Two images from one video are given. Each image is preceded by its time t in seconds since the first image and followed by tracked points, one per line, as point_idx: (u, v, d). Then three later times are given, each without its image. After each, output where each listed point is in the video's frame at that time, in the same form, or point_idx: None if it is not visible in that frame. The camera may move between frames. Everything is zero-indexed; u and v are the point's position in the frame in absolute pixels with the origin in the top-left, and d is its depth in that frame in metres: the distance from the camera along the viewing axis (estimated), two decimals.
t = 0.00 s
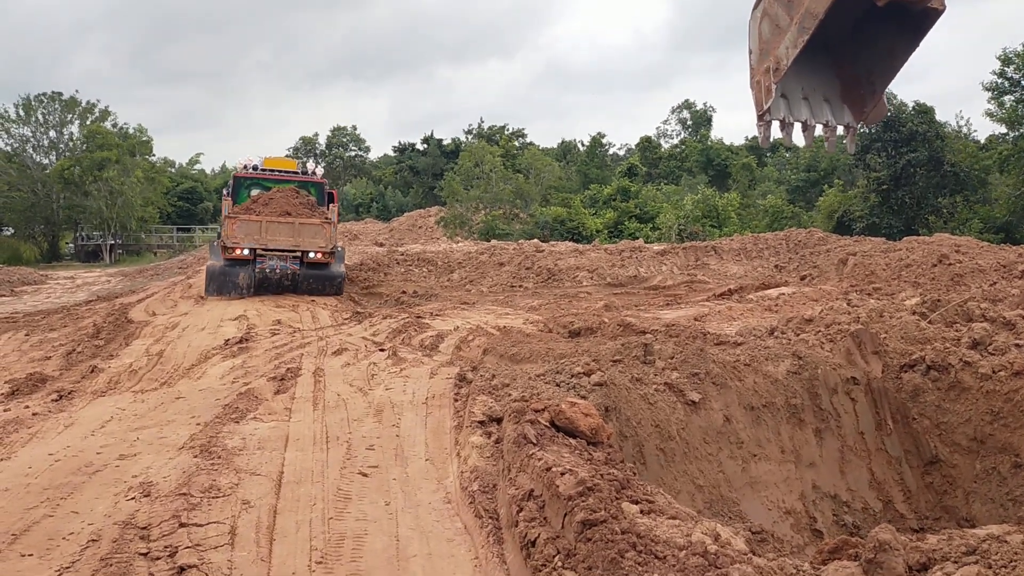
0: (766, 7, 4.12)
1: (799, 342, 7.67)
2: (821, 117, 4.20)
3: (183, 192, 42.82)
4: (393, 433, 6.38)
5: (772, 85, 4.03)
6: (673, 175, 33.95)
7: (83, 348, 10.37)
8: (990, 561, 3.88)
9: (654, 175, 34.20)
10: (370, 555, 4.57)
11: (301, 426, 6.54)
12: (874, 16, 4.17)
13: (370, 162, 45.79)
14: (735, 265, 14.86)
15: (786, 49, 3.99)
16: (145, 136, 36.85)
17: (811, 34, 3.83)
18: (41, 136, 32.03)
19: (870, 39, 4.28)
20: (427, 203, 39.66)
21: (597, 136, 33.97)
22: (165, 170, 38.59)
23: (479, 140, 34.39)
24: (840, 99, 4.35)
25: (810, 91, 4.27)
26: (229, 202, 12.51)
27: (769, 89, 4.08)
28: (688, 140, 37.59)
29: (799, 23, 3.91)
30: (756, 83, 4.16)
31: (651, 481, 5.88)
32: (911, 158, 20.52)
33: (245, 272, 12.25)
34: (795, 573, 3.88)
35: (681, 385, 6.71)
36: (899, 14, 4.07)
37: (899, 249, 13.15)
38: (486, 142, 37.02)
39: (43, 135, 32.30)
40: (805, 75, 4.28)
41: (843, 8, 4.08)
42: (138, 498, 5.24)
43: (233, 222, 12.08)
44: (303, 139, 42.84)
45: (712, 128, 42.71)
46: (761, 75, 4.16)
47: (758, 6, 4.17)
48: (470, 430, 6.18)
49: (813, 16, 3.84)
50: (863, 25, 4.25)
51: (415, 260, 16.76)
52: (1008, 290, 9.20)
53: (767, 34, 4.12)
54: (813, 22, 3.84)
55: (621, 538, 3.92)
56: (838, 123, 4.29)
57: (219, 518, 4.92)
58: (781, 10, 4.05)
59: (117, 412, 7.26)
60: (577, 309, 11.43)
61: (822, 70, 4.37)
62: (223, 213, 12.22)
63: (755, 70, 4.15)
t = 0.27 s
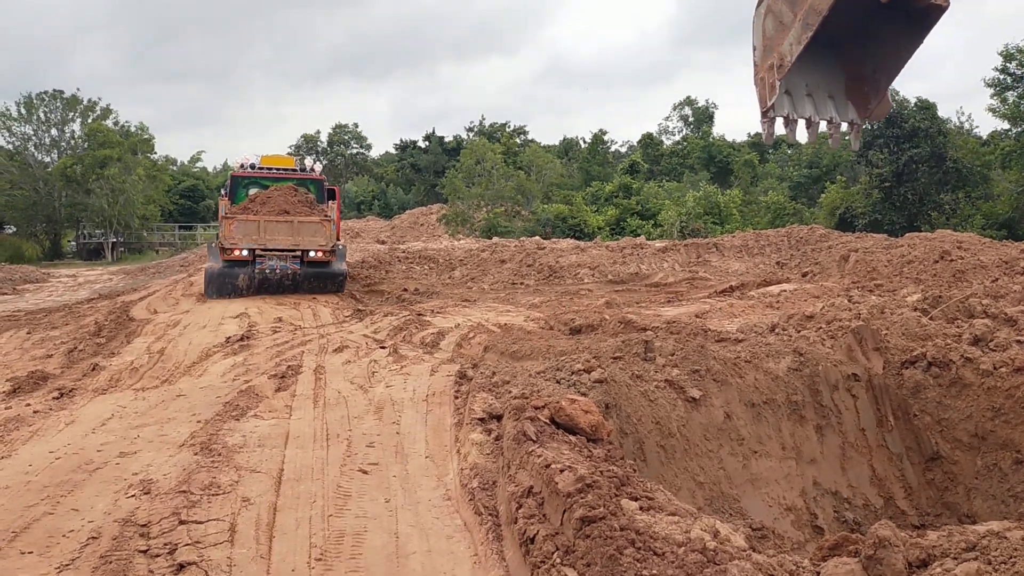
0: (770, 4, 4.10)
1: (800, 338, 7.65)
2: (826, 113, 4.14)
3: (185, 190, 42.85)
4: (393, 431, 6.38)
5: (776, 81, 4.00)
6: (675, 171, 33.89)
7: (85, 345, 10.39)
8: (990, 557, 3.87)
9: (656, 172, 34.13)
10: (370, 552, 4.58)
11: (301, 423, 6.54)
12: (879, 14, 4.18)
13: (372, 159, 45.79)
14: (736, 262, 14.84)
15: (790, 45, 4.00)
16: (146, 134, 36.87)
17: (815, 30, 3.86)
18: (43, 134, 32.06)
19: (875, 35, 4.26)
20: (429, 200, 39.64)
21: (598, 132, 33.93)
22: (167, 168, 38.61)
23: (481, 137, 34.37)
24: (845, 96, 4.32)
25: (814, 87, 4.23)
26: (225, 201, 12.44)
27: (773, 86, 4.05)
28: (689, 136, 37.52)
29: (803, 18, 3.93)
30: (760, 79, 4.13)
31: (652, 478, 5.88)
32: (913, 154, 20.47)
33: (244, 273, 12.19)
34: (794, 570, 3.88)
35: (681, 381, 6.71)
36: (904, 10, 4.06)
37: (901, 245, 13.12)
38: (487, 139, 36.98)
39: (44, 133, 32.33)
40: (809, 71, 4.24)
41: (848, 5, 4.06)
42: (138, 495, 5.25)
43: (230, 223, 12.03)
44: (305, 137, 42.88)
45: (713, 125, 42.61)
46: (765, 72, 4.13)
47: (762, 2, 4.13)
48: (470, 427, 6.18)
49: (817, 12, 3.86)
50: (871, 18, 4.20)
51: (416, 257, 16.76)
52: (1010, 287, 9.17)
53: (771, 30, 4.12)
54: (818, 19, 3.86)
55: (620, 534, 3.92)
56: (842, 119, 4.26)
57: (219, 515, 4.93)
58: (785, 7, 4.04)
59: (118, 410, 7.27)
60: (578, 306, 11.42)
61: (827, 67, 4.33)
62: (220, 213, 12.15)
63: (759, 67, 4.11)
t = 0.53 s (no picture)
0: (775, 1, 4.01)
1: (803, 336, 7.64)
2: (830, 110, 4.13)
3: (187, 188, 42.90)
4: (395, 429, 6.38)
5: (780, 78, 3.92)
6: (678, 169, 33.83)
7: (87, 345, 10.40)
8: (993, 555, 3.86)
9: (658, 169, 34.07)
10: (371, 551, 4.57)
11: (303, 422, 6.54)
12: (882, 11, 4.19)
13: (374, 158, 45.80)
14: (739, 260, 14.81)
15: (794, 42, 3.88)
16: (148, 133, 36.91)
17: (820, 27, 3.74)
18: (45, 133, 32.10)
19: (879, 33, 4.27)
20: (431, 198, 39.64)
21: (601, 130, 33.89)
22: (169, 167, 38.65)
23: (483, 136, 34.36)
24: (850, 93, 4.31)
25: (819, 84, 4.23)
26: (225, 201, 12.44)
27: (777, 84, 3.98)
28: (692, 134, 37.46)
29: (807, 16, 3.82)
30: (765, 77, 4.05)
31: (654, 476, 5.87)
32: (916, 151, 20.42)
33: (246, 272, 12.06)
34: (796, 569, 3.87)
35: (684, 379, 6.69)
36: (909, 7, 4.04)
37: (904, 243, 13.08)
38: (489, 137, 36.95)
39: (47, 132, 32.39)
40: (813, 69, 4.26)
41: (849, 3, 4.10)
42: (140, 494, 5.25)
43: (230, 221, 12.01)
44: (307, 136, 42.88)
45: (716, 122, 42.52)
46: (770, 69, 4.03)
47: None
48: (472, 426, 6.17)
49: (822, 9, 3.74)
50: (871, 20, 4.26)
51: (419, 256, 16.76)
52: (1014, 284, 9.14)
53: (776, 28, 4.01)
54: (822, 16, 3.75)
55: (621, 533, 3.91)
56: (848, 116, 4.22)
57: (220, 514, 4.93)
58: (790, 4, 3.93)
59: (120, 409, 7.28)
60: (580, 304, 11.41)
61: (832, 65, 4.34)
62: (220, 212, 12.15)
63: (764, 64, 4.02)
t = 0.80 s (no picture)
0: None
1: (806, 334, 7.63)
2: (832, 108, 4.11)
3: (191, 188, 42.98)
4: (399, 428, 6.39)
5: (783, 76, 3.91)
6: (681, 167, 33.76)
7: (92, 344, 10.43)
8: (997, 553, 3.85)
9: (661, 167, 33.98)
10: (376, 549, 4.58)
11: (308, 421, 6.56)
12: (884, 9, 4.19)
13: (377, 156, 45.83)
14: (742, 257, 14.80)
15: (797, 40, 3.87)
16: (152, 132, 36.97)
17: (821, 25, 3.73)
18: (49, 133, 32.15)
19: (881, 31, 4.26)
20: (434, 197, 39.65)
21: (604, 128, 33.86)
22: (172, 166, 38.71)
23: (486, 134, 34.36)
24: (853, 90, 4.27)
25: (822, 81, 4.19)
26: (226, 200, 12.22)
27: (780, 81, 3.96)
28: (695, 131, 37.42)
29: (810, 13, 3.80)
30: (767, 75, 4.02)
31: (658, 474, 5.88)
32: (920, 148, 20.38)
33: (250, 274, 12.06)
34: (800, 567, 3.87)
35: (687, 377, 6.70)
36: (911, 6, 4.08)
37: (908, 240, 13.05)
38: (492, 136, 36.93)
39: (50, 132, 32.48)
40: (816, 65, 4.21)
41: None
42: (145, 493, 5.27)
43: (233, 222, 11.81)
44: (309, 134, 42.91)
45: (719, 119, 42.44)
46: (772, 67, 4.01)
47: None
48: (476, 424, 6.18)
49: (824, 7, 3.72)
50: (873, 18, 4.26)
51: (422, 254, 16.76)
52: (1018, 281, 9.12)
53: (778, 25, 3.99)
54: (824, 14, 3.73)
55: (625, 531, 3.92)
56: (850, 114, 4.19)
57: (225, 513, 4.94)
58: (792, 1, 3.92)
59: (125, 408, 7.30)
60: (584, 302, 11.41)
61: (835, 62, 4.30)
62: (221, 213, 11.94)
63: (766, 62, 4.00)
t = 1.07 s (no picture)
0: None
1: (807, 332, 7.63)
2: (831, 106, 4.11)
3: (192, 187, 42.99)
4: (400, 426, 6.40)
5: (781, 74, 3.92)
6: (681, 166, 33.75)
7: (93, 343, 10.44)
8: (998, 550, 3.86)
9: (662, 166, 33.97)
10: (377, 547, 4.59)
11: (309, 419, 6.57)
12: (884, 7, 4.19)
13: (378, 155, 45.83)
14: (743, 256, 14.80)
15: (795, 38, 3.88)
16: (153, 131, 36.99)
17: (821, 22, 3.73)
18: (50, 132, 32.19)
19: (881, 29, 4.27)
20: (435, 196, 39.64)
21: (605, 126, 33.84)
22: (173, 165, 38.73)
23: (487, 133, 34.36)
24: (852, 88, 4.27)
25: (820, 80, 4.19)
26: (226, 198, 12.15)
27: (778, 79, 3.96)
28: (695, 130, 37.41)
29: (809, 12, 3.80)
30: (766, 73, 4.03)
31: (659, 472, 5.89)
32: (921, 147, 20.36)
33: (252, 272, 11.95)
34: (801, 564, 3.89)
35: (688, 375, 6.70)
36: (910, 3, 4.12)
37: (908, 238, 13.06)
38: (493, 135, 36.94)
39: (51, 131, 32.49)
40: (815, 64, 4.21)
41: None
42: (147, 491, 5.29)
43: (234, 219, 11.81)
44: (310, 134, 42.90)
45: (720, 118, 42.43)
46: (771, 65, 4.02)
47: None
48: (477, 423, 6.19)
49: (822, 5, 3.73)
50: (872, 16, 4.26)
51: (422, 253, 16.78)
52: (1019, 280, 9.12)
53: (777, 24, 3.99)
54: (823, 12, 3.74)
55: (626, 528, 3.94)
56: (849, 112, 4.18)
57: (227, 511, 4.96)
58: None
59: (126, 407, 7.31)
60: (584, 301, 11.41)
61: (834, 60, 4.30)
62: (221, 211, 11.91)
63: (765, 60, 4.01)
